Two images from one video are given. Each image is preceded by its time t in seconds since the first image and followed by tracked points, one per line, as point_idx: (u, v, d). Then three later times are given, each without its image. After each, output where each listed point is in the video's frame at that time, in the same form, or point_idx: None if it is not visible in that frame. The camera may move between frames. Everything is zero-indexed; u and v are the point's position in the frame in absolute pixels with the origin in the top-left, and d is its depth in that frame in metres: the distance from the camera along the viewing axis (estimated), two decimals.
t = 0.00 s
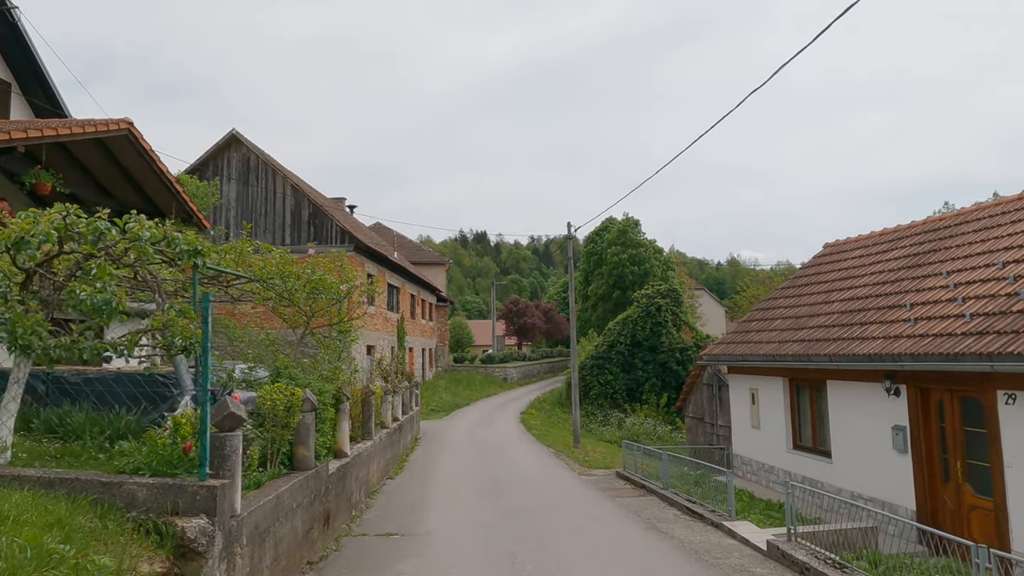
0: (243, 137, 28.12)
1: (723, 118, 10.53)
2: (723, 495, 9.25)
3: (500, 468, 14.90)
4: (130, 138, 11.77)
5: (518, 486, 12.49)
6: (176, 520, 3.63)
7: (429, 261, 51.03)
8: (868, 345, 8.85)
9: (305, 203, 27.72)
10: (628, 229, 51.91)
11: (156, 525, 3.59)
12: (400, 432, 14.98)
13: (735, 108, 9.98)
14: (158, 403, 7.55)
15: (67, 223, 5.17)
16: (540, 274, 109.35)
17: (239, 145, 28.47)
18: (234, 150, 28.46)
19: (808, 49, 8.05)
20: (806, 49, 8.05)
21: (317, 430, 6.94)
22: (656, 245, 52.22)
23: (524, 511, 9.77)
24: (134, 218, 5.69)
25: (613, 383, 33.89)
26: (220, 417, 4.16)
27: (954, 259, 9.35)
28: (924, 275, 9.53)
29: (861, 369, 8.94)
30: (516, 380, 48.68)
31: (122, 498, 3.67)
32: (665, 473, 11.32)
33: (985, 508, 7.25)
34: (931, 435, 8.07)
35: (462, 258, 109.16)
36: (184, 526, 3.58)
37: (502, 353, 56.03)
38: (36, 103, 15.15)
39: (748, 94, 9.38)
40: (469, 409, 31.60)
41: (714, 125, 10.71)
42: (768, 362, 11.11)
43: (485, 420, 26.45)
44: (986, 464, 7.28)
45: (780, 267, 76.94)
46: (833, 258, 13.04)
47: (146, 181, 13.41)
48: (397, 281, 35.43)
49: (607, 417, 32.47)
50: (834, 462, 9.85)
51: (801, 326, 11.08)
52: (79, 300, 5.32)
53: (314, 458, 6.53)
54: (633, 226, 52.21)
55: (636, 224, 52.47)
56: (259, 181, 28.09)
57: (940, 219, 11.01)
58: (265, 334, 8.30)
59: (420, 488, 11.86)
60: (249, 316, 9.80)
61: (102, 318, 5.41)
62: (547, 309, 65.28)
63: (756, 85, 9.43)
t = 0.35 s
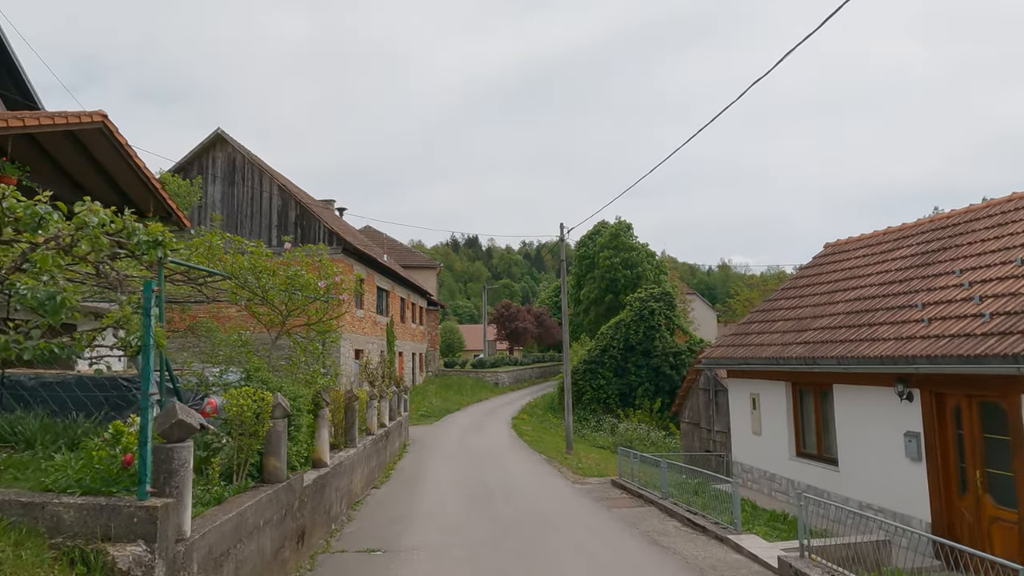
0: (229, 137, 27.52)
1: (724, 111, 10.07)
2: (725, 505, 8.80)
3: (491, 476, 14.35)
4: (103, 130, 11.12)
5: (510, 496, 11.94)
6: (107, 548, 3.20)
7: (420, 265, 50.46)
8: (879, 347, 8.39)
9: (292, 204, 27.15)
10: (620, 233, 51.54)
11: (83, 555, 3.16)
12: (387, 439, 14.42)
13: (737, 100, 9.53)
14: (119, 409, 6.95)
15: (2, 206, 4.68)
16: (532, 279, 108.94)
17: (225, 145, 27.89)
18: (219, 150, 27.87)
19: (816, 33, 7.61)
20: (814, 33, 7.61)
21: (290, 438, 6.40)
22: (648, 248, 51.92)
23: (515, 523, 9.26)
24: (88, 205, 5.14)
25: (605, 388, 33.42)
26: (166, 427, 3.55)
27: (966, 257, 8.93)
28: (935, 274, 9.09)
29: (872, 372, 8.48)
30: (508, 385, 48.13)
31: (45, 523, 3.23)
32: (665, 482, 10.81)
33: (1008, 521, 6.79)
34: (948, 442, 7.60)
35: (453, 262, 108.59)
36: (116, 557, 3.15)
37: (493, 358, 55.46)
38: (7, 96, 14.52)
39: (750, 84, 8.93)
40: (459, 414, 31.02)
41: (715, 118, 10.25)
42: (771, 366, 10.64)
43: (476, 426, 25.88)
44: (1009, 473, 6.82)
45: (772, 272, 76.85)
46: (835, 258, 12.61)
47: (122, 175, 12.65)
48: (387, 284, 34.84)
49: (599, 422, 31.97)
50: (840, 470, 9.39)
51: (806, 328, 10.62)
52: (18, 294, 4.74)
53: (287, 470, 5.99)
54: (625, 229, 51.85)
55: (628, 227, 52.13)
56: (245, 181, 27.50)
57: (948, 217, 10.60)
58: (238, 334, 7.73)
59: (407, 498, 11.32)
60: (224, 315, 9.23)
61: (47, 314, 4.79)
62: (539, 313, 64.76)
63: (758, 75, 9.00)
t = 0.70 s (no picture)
0: (217, 135, 26.94)
1: (729, 100, 9.61)
2: (735, 513, 8.33)
3: (485, 483, 13.82)
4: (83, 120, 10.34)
5: (505, 505, 11.43)
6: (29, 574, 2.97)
7: (413, 267, 49.92)
8: (898, 345, 7.94)
9: (282, 203, 26.60)
10: (615, 235, 51.12)
11: None
12: (377, 443, 13.87)
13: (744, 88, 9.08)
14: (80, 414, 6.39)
15: None
16: (525, 282, 108.46)
17: (213, 143, 27.29)
18: (207, 148, 27.26)
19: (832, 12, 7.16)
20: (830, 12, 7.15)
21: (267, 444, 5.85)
22: (643, 250, 51.55)
23: (510, 534, 8.75)
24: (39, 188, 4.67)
25: (601, 391, 32.94)
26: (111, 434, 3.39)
27: (986, 251, 8.49)
28: (953, 269, 8.65)
29: (889, 372, 8.02)
30: (502, 388, 47.58)
31: None
32: (669, 489, 10.32)
33: None
34: (973, 446, 7.15)
35: (446, 265, 107.98)
36: None
37: (487, 361, 54.90)
38: None
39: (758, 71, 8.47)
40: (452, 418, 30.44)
41: (718, 110, 9.80)
42: (779, 367, 10.19)
43: (470, 430, 25.33)
44: None
45: (766, 274, 76.67)
46: (843, 255, 12.18)
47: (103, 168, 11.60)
48: (379, 286, 34.28)
49: (595, 426, 31.46)
50: (853, 476, 8.93)
51: (815, 327, 10.18)
52: None
53: (263, 480, 5.45)
54: (619, 231, 51.43)
55: (622, 229, 51.72)
56: (233, 180, 26.90)
57: (962, 211, 10.18)
58: (215, 332, 7.18)
59: (397, 506, 10.80)
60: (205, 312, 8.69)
61: None
62: (533, 316, 64.23)
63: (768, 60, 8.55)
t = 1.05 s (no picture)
0: (206, 134, 26.35)
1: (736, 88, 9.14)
2: (747, 524, 7.88)
3: (478, 490, 13.31)
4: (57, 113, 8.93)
5: (500, 514, 10.92)
6: None
7: (406, 270, 49.42)
8: (916, 345, 7.48)
9: (272, 203, 26.05)
10: (610, 237, 50.70)
11: None
12: (366, 449, 13.34)
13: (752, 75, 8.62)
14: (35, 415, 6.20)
15: None
16: (519, 286, 108.03)
17: (201, 142, 26.70)
18: (195, 147, 26.66)
19: None
20: None
21: (239, 452, 5.33)
22: (638, 253, 51.16)
23: (505, 546, 8.26)
24: None
25: (596, 395, 32.47)
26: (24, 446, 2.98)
27: (1007, 246, 8.06)
28: (972, 265, 8.21)
29: (909, 374, 7.55)
30: (496, 392, 47.06)
31: None
32: (672, 498, 9.81)
33: None
34: (1000, 451, 6.69)
35: (440, 268, 107.43)
36: None
37: (481, 365, 54.34)
38: None
39: (766, 56, 8.01)
40: (445, 422, 29.88)
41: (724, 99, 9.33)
42: (786, 369, 9.73)
43: (463, 434, 24.80)
44: None
45: (761, 277, 76.46)
46: (850, 254, 11.74)
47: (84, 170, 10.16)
48: (371, 288, 33.74)
49: (590, 430, 30.97)
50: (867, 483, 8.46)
51: (824, 328, 9.72)
52: None
53: (233, 493, 4.90)
54: (614, 233, 50.98)
55: (617, 232, 51.30)
56: (221, 180, 26.35)
57: (977, 206, 9.76)
58: (186, 330, 6.65)
59: (386, 516, 10.28)
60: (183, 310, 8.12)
61: None
62: (527, 320, 63.73)
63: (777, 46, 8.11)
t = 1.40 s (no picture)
0: (196, 127, 25.76)
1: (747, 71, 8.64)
2: (764, 534, 7.40)
3: (474, 495, 12.81)
4: (34, 101, 7.98)
5: (497, 522, 10.43)
6: None
7: (402, 269, 48.88)
8: (942, 343, 6.99)
9: (264, 199, 25.54)
10: (608, 236, 50.22)
11: None
12: (358, 452, 12.85)
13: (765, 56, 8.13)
14: None
15: None
16: (516, 286, 107.52)
17: (192, 137, 26.12)
18: (186, 142, 26.09)
19: None
20: None
21: (208, 459, 4.82)
22: (637, 252, 50.69)
23: (502, 556, 7.77)
24: None
25: (595, 395, 31.99)
26: None
27: None
28: (999, 259, 7.73)
29: (934, 374, 7.07)
30: (493, 392, 46.57)
31: None
32: (680, 505, 9.31)
33: None
34: None
35: (436, 268, 106.86)
36: None
37: (478, 364, 53.81)
38: None
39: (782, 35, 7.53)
40: (441, 423, 29.40)
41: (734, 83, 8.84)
42: (797, 368, 9.27)
43: (459, 436, 24.30)
44: None
45: (759, 277, 76.14)
46: (863, 249, 11.26)
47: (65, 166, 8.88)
48: (366, 286, 33.22)
49: (589, 431, 30.49)
50: (886, 490, 7.99)
51: (837, 325, 9.26)
52: None
53: (199, 506, 4.39)
54: (613, 232, 50.51)
55: (616, 230, 50.80)
56: (213, 175, 25.78)
57: (999, 198, 9.28)
58: (157, 326, 6.14)
59: (377, 524, 9.78)
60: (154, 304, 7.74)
61: None
62: (524, 319, 63.25)
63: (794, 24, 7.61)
